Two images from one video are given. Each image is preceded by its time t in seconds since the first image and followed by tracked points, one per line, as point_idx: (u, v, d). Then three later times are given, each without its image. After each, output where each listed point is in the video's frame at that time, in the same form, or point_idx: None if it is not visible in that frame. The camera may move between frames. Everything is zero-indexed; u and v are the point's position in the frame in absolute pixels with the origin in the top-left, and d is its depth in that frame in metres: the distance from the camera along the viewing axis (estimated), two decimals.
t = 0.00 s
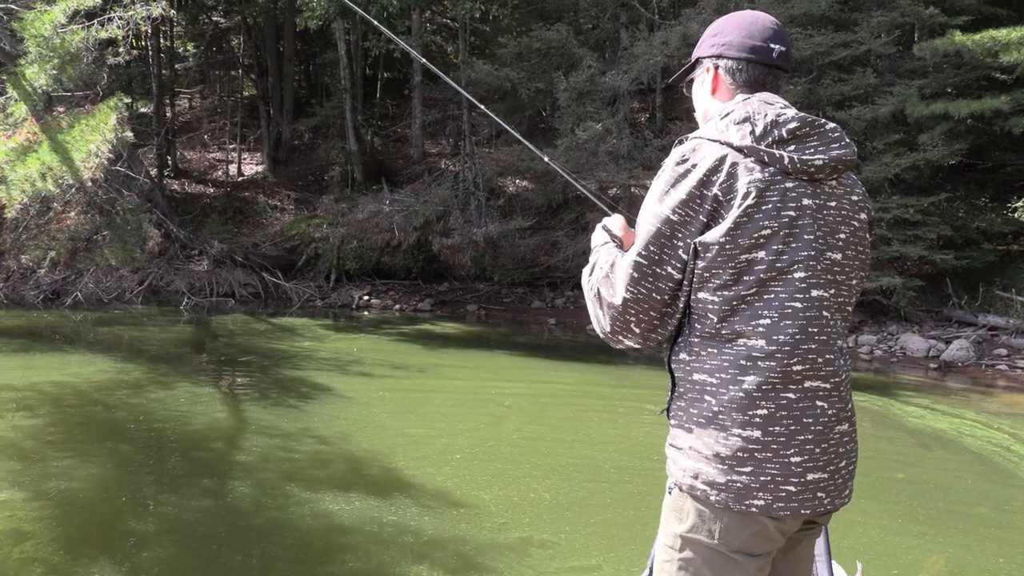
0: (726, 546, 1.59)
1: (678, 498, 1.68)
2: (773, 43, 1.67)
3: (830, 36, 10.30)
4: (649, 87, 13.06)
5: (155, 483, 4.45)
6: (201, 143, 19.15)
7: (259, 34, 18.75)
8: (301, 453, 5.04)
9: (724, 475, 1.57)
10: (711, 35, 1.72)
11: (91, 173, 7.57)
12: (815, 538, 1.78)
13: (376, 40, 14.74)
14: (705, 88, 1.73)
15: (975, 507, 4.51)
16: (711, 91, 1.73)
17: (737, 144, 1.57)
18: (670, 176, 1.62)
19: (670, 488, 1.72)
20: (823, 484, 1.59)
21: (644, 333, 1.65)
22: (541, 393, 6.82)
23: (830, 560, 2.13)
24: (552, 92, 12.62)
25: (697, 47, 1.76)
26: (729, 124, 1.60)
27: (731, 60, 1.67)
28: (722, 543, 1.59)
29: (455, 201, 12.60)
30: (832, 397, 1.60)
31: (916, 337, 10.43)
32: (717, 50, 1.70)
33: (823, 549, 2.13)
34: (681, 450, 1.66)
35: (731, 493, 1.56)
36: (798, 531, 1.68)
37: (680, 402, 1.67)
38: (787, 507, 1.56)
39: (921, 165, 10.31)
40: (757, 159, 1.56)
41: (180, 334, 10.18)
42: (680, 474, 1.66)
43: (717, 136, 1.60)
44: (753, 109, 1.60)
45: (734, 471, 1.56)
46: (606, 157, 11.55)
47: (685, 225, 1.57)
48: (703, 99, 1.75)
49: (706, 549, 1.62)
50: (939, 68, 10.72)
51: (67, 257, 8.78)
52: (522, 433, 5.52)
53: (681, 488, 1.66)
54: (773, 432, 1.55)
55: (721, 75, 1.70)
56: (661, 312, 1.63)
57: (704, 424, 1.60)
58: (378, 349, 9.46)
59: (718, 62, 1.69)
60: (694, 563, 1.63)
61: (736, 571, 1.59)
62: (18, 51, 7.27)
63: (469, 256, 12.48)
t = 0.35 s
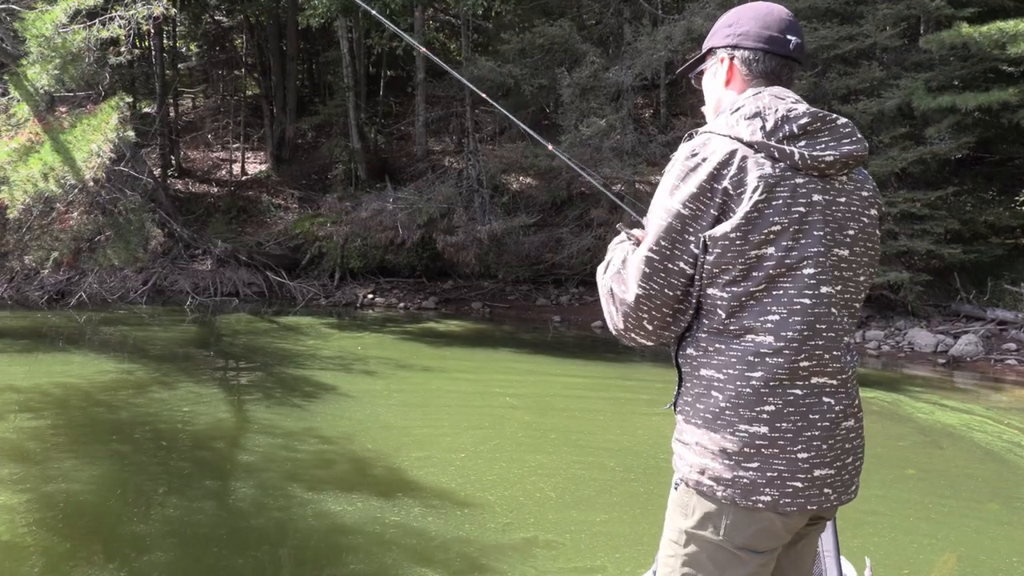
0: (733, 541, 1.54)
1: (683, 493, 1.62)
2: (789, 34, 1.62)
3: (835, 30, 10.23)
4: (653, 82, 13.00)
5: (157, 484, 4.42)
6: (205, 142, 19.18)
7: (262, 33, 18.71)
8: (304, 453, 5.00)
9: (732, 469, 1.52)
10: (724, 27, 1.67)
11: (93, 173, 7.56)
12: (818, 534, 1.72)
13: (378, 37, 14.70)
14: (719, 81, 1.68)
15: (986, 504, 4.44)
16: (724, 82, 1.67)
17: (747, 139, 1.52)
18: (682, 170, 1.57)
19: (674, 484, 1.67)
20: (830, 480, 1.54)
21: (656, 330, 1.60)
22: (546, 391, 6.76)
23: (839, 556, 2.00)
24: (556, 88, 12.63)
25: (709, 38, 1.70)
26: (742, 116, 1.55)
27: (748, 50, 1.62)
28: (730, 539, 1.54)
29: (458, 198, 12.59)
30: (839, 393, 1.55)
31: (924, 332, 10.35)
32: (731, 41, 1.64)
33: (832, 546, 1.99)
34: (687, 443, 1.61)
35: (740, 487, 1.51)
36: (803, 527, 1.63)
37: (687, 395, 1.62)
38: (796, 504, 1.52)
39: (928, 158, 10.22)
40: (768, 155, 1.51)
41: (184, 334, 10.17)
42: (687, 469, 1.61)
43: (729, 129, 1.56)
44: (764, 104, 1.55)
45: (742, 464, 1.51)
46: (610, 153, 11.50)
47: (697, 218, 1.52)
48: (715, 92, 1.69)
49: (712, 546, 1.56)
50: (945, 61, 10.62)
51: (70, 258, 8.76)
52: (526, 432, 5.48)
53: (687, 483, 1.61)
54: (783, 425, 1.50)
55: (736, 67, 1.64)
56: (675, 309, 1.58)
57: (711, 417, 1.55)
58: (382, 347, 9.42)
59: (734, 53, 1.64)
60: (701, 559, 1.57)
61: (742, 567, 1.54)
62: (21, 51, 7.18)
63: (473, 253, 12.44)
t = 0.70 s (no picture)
0: (718, 527, 1.72)
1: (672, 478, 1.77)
2: (859, 11, 1.57)
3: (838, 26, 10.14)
4: (655, 80, 12.92)
5: (155, 485, 4.38)
6: (205, 141, 19.14)
7: (262, 31, 18.61)
8: (302, 453, 4.96)
9: (722, 458, 1.68)
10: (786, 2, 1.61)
11: (91, 171, 7.51)
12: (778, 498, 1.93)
13: (378, 35, 14.61)
14: (782, 62, 1.63)
15: (992, 505, 4.38)
16: (789, 64, 1.62)
17: (870, 174, 1.45)
18: (803, 189, 1.43)
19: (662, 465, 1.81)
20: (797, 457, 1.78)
21: (739, 352, 1.50)
22: (547, 391, 6.71)
23: (840, 553, 2.22)
24: (557, 86, 12.58)
25: (767, 18, 1.65)
26: (855, 137, 1.49)
27: (817, 30, 1.57)
28: (715, 524, 1.72)
29: (459, 197, 12.53)
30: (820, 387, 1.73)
31: (928, 330, 10.27)
32: (797, 20, 1.58)
33: (830, 542, 2.23)
34: (682, 432, 1.73)
35: (728, 476, 1.68)
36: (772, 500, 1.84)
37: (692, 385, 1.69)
38: (771, 489, 1.72)
39: (932, 155, 10.13)
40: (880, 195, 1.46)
41: (184, 333, 10.12)
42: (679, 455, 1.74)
43: (853, 151, 1.45)
44: (876, 131, 1.50)
45: (735, 453, 1.67)
46: (612, 151, 11.45)
47: (816, 252, 1.42)
48: (777, 75, 1.65)
49: (697, 529, 1.75)
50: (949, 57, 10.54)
51: (68, 258, 8.68)
52: (527, 433, 5.43)
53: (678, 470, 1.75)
54: (779, 422, 1.65)
55: (803, 48, 1.60)
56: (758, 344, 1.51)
57: (715, 413, 1.65)
58: (382, 347, 9.37)
59: (801, 33, 1.58)
60: (685, 537, 1.77)
61: (724, 549, 1.74)
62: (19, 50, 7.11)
63: (474, 252, 12.39)
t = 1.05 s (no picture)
0: (713, 531, 1.75)
1: (670, 482, 1.78)
2: (916, 36, 1.59)
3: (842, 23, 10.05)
4: (656, 78, 12.86)
5: (154, 489, 4.33)
6: (207, 142, 19.11)
7: (263, 30, 18.55)
8: (303, 457, 4.90)
9: (721, 463, 1.69)
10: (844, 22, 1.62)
11: (90, 172, 7.49)
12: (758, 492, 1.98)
13: (379, 34, 14.54)
14: (835, 82, 1.63)
15: (1003, 508, 4.31)
16: (843, 86, 1.63)
17: (931, 226, 1.44)
18: (870, 233, 1.42)
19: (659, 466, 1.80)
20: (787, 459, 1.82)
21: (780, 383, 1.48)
22: (551, 392, 6.66)
23: (847, 551, 2.19)
24: (558, 84, 12.52)
25: (823, 37, 1.66)
26: (922, 178, 1.46)
27: (876, 53, 1.58)
28: (710, 528, 1.74)
29: (461, 196, 12.47)
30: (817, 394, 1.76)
31: (933, 329, 10.19)
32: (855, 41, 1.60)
33: (840, 540, 2.19)
34: (684, 437, 1.72)
35: (727, 482, 1.71)
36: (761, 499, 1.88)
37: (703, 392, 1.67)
38: (764, 495, 1.76)
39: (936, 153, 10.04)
40: (934, 246, 1.46)
41: (185, 334, 10.07)
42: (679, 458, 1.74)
43: (921, 198, 1.43)
44: (941, 176, 1.48)
45: (735, 460, 1.69)
46: (614, 150, 11.40)
47: (870, 296, 1.42)
48: (830, 96, 1.65)
49: (691, 532, 1.77)
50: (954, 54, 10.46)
51: (68, 258, 8.63)
52: (531, 435, 5.37)
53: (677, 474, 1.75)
54: (782, 433, 1.67)
55: (860, 70, 1.60)
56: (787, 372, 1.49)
57: (723, 422, 1.66)
58: (383, 347, 9.31)
59: (859, 55, 1.59)
60: (678, 538, 1.79)
61: (718, 552, 1.77)
62: (18, 50, 7.08)
63: (476, 252, 12.34)
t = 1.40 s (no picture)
0: (732, 540, 1.82)
1: (691, 489, 1.84)
2: (941, 35, 1.54)
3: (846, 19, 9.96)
4: (659, 77, 12.78)
5: (154, 494, 4.28)
6: (208, 142, 19.07)
7: (263, 29, 18.48)
8: (305, 460, 4.85)
9: (747, 474, 1.75)
10: (866, 19, 1.57)
11: (90, 172, 7.44)
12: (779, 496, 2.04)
13: (380, 33, 14.47)
14: (856, 82, 1.60)
15: (1016, 511, 4.24)
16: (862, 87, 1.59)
17: (950, 221, 1.43)
18: (885, 230, 1.41)
19: (681, 475, 1.86)
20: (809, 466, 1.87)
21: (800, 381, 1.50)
22: (554, 393, 6.60)
23: (862, 554, 2.28)
24: (561, 83, 12.45)
25: (845, 32, 1.60)
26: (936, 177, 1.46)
27: (899, 53, 1.53)
28: (729, 535, 1.82)
29: (462, 196, 12.41)
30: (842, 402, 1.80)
31: (939, 328, 10.11)
32: (879, 39, 1.55)
33: (856, 542, 2.28)
34: (707, 446, 1.78)
35: (753, 493, 1.76)
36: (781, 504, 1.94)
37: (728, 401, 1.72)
38: (787, 505, 1.82)
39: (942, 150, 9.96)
40: (955, 240, 1.45)
41: (186, 336, 10.02)
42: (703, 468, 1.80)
43: (936, 195, 1.43)
44: (954, 169, 1.48)
45: (760, 470, 1.75)
46: (616, 148, 11.33)
47: (889, 294, 1.42)
48: (849, 95, 1.61)
49: (712, 539, 1.83)
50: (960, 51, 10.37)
51: (69, 260, 8.58)
52: (536, 437, 5.31)
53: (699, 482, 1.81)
54: (806, 443, 1.72)
55: (881, 70, 1.56)
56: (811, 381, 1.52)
57: (748, 432, 1.70)
58: (385, 348, 9.26)
59: (881, 55, 1.55)
60: (698, 545, 1.85)
61: (738, 559, 1.85)
62: (18, 49, 7.03)
63: (478, 252, 12.28)
